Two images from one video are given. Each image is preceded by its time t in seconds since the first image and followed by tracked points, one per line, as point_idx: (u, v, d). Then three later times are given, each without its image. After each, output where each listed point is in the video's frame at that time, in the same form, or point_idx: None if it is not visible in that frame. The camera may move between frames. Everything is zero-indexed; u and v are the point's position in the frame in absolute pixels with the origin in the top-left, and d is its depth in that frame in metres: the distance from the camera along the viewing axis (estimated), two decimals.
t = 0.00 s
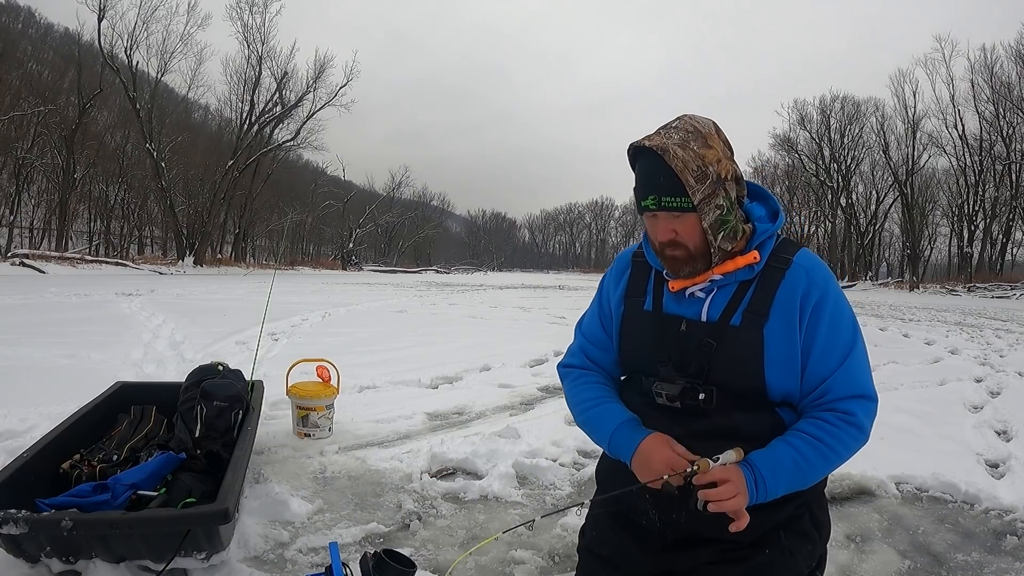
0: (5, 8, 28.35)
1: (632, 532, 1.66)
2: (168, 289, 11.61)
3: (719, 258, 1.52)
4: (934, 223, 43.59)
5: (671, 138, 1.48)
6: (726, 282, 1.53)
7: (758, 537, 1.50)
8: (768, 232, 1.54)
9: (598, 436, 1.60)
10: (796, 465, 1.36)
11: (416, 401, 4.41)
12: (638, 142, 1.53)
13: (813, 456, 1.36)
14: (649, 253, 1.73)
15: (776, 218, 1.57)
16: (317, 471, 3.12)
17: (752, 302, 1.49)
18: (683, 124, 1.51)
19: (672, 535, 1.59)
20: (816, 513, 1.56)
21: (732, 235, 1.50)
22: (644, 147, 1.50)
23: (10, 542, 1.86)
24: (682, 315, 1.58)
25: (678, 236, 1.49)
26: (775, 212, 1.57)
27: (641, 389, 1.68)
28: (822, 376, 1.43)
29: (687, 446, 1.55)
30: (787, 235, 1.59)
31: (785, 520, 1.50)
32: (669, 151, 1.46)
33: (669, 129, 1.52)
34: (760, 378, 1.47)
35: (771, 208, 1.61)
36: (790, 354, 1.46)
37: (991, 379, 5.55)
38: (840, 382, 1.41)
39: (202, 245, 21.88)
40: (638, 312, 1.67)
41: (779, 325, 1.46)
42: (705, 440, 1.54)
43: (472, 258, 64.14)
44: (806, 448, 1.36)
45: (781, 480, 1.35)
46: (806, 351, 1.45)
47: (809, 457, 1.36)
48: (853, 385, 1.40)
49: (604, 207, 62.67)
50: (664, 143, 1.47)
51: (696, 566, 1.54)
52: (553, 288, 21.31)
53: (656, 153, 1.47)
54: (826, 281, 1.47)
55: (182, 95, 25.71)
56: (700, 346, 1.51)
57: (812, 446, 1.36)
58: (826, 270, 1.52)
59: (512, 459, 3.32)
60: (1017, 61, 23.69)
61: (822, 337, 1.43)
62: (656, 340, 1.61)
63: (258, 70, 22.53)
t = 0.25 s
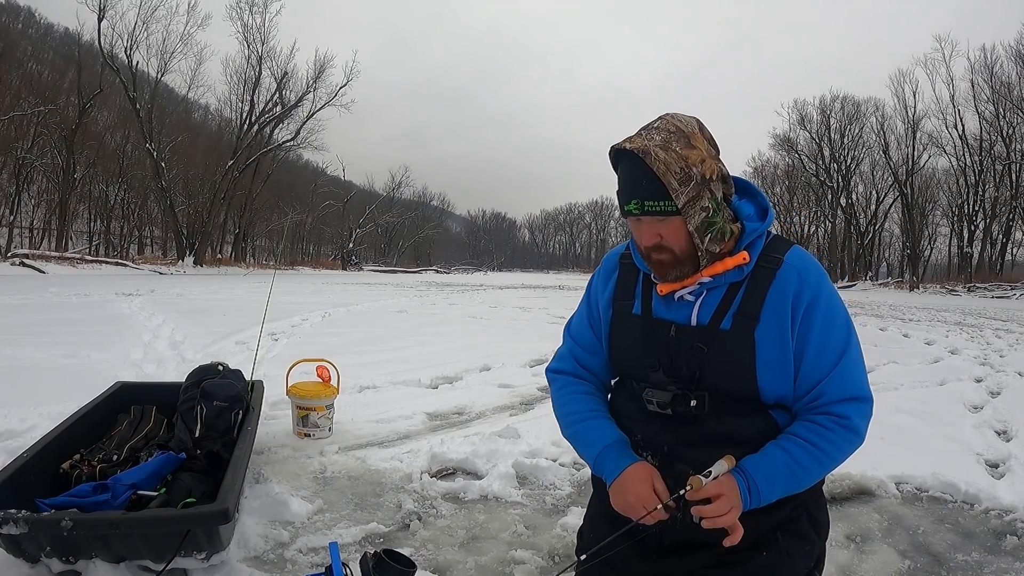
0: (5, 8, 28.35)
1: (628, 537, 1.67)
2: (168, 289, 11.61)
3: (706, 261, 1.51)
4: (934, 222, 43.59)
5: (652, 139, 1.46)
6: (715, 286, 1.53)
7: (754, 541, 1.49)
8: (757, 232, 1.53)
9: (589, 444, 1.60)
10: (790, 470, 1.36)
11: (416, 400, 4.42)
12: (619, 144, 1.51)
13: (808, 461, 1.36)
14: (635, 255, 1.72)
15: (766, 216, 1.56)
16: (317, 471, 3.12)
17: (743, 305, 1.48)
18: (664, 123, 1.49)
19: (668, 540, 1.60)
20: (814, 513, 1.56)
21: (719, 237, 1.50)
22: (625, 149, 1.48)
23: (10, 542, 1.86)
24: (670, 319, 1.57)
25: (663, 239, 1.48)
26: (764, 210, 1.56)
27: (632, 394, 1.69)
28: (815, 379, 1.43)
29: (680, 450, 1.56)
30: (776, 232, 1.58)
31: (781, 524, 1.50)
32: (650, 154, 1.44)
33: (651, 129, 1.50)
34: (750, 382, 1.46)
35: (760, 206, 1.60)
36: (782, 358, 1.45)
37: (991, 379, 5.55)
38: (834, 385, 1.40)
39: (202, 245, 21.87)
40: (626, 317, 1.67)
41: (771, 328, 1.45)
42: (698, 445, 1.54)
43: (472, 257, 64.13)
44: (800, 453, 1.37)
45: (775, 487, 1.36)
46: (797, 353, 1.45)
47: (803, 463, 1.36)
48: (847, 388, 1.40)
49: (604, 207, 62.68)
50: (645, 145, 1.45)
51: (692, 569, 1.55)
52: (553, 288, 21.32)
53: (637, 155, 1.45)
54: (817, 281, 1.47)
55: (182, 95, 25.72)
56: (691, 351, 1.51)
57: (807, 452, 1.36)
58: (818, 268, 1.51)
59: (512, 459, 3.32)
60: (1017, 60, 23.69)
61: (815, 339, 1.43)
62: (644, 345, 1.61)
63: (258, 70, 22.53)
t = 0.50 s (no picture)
0: (5, 8, 28.36)
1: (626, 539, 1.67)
2: (168, 289, 11.62)
3: (699, 264, 1.51)
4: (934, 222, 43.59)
5: (643, 143, 1.46)
6: (709, 288, 1.52)
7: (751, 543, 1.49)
8: (751, 233, 1.52)
9: (584, 449, 1.60)
10: (787, 473, 1.36)
11: (416, 400, 4.42)
12: (609, 149, 1.51)
13: (804, 463, 1.36)
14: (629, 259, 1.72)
15: (761, 216, 1.54)
16: (317, 471, 3.12)
17: (737, 307, 1.48)
18: (654, 127, 1.49)
19: (666, 542, 1.60)
20: (813, 513, 1.56)
21: (712, 239, 1.49)
22: (615, 154, 1.49)
23: (10, 543, 1.86)
24: (665, 322, 1.57)
25: (656, 244, 1.48)
26: (759, 209, 1.55)
27: (628, 396, 1.69)
28: (812, 381, 1.43)
29: (676, 452, 1.56)
30: (771, 232, 1.57)
31: (780, 526, 1.49)
32: (640, 158, 1.44)
33: (641, 133, 1.50)
34: (746, 384, 1.46)
35: (754, 205, 1.58)
36: (777, 360, 1.45)
37: (991, 379, 5.55)
38: (831, 387, 1.40)
39: (202, 245, 21.89)
40: (620, 320, 1.67)
41: (766, 330, 1.45)
42: (693, 447, 1.55)
43: (473, 258, 64.16)
44: (797, 457, 1.37)
45: (772, 491, 1.35)
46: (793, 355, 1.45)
47: (799, 465, 1.36)
48: (844, 389, 1.39)
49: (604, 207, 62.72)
50: (635, 149, 1.45)
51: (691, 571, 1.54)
52: (553, 288, 21.33)
53: (627, 159, 1.45)
54: (812, 281, 1.46)
55: (182, 96, 25.72)
56: (686, 355, 1.51)
57: (803, 455, 1.36)
58: (812, 268, 1.51)
59: (512, 459, 3.32)
60: (1017, 61, 23.68)
61: (811, 340, 1.42)
62: (639, 347, 1.61)
63: (259, 70, 22.54)
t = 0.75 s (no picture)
0: (5, 8, 28.35)
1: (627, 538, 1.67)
2: (168, 289, 11.61)
3: (699, 264, 1.51)
4: (934, 223, 43.58)
5: (641, 144, 1.46)
6: (708, 289, 1.53)
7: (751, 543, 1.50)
8: (750, 233, 1.51)
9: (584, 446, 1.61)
10: (786, 473, 1.36)
11: (416, 400, 4.41)
12: (608, 148, 1.51)
13: (804, 462, 1.36)
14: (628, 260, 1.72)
15: (760, 216, 1.54)
16: (317, 471, 3.12)
17: (736, 308, 1.48)
18: (653, 127, 1.49)
19: (667, 542, 1.59)
20: (814, 513, 1.56)
21: (711, 239, 1.49)
22: (614, 154, 1.48)
23: (9, 543, 1.86)
24: (664, 322, 1.57)
25: (654, 244, 1.48)
26: (758, 209, 1.55)
27: (628, 397, 1.69)
28: (810, 379, 1.43)
29: (676, 452, 1.56)
30: (770, 232, 1.56)
31: (779, 525, 1.49)
32: (638, 158, 1.44)
33: (640, 133, 1.50)
34: (744, 385, 1.46)
35: (753, 205, 1.58)
36: (778, 361, 1.45)
37: (991, 379, 5.55)
38: (829, 386, 1.40)
39: (202, 245, 21.90)
40: (620, 321, 1.67)
41: (766, 330, 1.45)
42: (693, 446, 1.54)
43: (473, 258, 64.16)
44: (796, 455, 1.37)
45: (770, 490, 1.36)
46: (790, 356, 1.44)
47: (799, 466, 1.36)
48: (841, 389, 1.39)
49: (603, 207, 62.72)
50: (633, 150, 1.45)
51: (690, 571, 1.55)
52: (553, 288, 21.32)
53: (626, 159, 1.45)
54: (810, 281, 1.46)
55: (182, 96, 25.72)
56: (685, 354, 1.51)
57: (802, 454, 1.36)
58: (808, 267, 1.50)
59: (512, 459, 3.32)
60: (1017, 61, 23.69)
61: (808, 340, 1.42)
62: (638, 348, 1.61)
63: (259, 70, 22.54)
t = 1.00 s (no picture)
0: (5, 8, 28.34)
1: (627, 536, 1.67)
2: (168, 289, 11.61)
3: (702, 263, 1.51)
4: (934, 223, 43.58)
5: (646, 143, 1.46)
6: (711, 288, 1.53)
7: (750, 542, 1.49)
8: (752, 233, 1.52)
9: (587, 443, 1.61)
10: (786, 470, 1.36)
11: (416, 400, 4.42)
12: (614, 148, 1.51)
13: (803, 460, 1.36)
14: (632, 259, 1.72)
15: (762, 217, 1.54)
16: (317, 471, 3.12)
17: (737, 307, 1.48)
18: (658, 127, 1.49)
19: (667, 539, 1.59)
20: (813, 513, 1.56)
21: (714, 238, 1.49)
22: (620, 152, 1.49)
23: (10, 543, 1.86)
24: (667, 321, 1.57)
25: (658, 242, 1.48)
26: (760, 210, 1.55)
27: (630, 395, 1.69)
28: (809, 378, 1.43)
29: (677, 451, 1.55)
30: (772, 233, 1.57)
31: (778, 525, 1.49)
32: (644, 156, 1.44)
33: (645, 133, 1.50)
34: (746, 382, 1.46)
35: (755, 206, 1.58)
36: (778, 360, 1.45)
37: (991, 379, 5.55)
38: (829, 385, 1.40)
39: (202, 245, 21.89)
40: (623, 320, 1.67)
41: (768, 329, 1.45)
42: (693, 443, 1.54)
43: (473, 258, 64.15)
44: (796, 453, 1.37)
45: (770, 488, 1.35)
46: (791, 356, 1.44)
47: (799, 464, 1.36)
48: (842, 388, 1.39)
49: (603, 207, 62.72)
50: (639, 148, 1.45)
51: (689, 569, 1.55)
52: (553, 288, 21.32)
53: (632, 158, 1.45)
54: (811, 281, 1.46)
55: (182, 95, 25.71)
56: (687, 353, 1.51)
57: (802, 453, 1.36)
58: (811, 266, 1.50)
59: (512, 459, 3.32)
60: (1017, 61, 23.68)
61: (808, 340, 1.42)
62: (640, 346, 1.61)
63: (258, 70, 22.53)
